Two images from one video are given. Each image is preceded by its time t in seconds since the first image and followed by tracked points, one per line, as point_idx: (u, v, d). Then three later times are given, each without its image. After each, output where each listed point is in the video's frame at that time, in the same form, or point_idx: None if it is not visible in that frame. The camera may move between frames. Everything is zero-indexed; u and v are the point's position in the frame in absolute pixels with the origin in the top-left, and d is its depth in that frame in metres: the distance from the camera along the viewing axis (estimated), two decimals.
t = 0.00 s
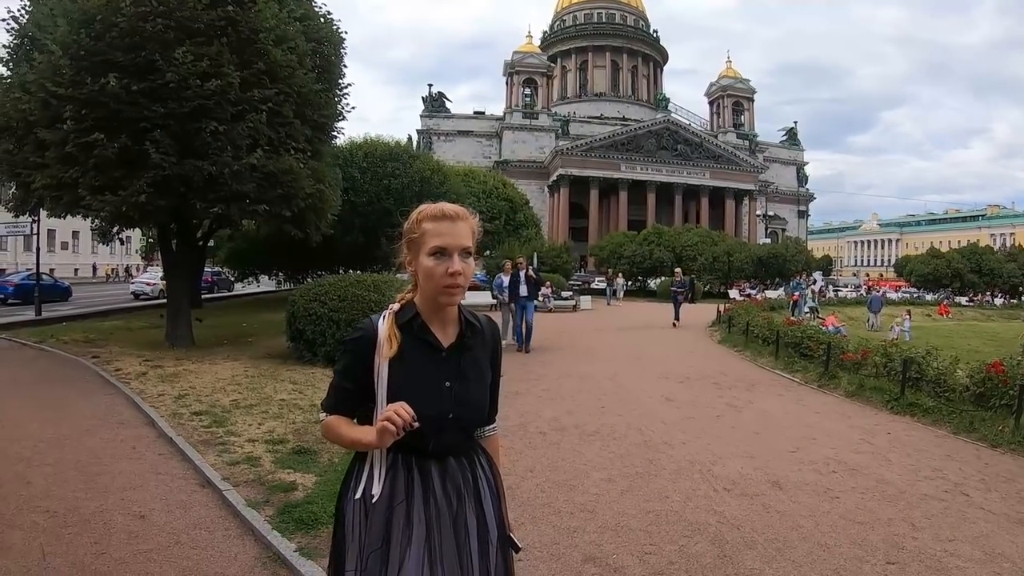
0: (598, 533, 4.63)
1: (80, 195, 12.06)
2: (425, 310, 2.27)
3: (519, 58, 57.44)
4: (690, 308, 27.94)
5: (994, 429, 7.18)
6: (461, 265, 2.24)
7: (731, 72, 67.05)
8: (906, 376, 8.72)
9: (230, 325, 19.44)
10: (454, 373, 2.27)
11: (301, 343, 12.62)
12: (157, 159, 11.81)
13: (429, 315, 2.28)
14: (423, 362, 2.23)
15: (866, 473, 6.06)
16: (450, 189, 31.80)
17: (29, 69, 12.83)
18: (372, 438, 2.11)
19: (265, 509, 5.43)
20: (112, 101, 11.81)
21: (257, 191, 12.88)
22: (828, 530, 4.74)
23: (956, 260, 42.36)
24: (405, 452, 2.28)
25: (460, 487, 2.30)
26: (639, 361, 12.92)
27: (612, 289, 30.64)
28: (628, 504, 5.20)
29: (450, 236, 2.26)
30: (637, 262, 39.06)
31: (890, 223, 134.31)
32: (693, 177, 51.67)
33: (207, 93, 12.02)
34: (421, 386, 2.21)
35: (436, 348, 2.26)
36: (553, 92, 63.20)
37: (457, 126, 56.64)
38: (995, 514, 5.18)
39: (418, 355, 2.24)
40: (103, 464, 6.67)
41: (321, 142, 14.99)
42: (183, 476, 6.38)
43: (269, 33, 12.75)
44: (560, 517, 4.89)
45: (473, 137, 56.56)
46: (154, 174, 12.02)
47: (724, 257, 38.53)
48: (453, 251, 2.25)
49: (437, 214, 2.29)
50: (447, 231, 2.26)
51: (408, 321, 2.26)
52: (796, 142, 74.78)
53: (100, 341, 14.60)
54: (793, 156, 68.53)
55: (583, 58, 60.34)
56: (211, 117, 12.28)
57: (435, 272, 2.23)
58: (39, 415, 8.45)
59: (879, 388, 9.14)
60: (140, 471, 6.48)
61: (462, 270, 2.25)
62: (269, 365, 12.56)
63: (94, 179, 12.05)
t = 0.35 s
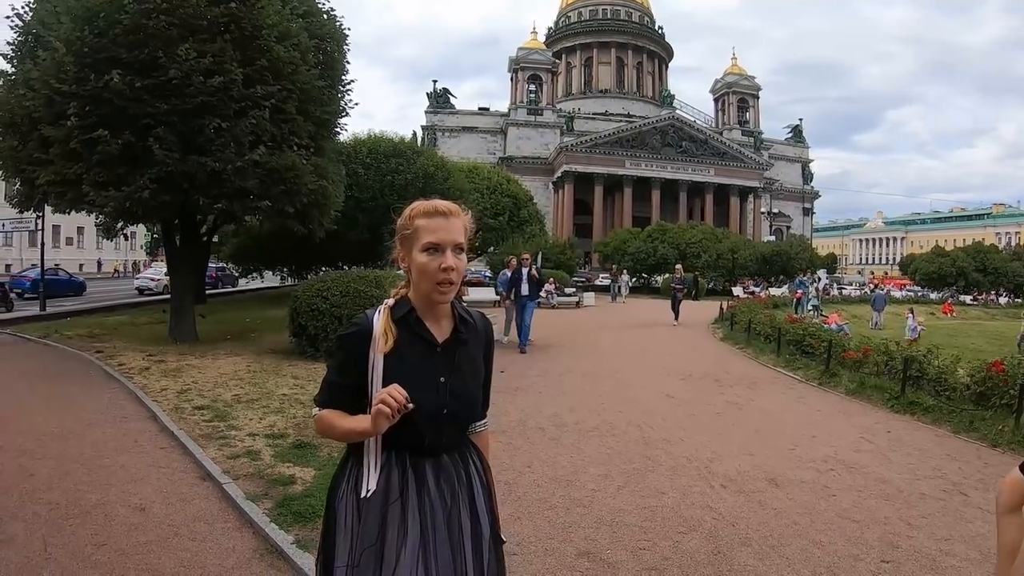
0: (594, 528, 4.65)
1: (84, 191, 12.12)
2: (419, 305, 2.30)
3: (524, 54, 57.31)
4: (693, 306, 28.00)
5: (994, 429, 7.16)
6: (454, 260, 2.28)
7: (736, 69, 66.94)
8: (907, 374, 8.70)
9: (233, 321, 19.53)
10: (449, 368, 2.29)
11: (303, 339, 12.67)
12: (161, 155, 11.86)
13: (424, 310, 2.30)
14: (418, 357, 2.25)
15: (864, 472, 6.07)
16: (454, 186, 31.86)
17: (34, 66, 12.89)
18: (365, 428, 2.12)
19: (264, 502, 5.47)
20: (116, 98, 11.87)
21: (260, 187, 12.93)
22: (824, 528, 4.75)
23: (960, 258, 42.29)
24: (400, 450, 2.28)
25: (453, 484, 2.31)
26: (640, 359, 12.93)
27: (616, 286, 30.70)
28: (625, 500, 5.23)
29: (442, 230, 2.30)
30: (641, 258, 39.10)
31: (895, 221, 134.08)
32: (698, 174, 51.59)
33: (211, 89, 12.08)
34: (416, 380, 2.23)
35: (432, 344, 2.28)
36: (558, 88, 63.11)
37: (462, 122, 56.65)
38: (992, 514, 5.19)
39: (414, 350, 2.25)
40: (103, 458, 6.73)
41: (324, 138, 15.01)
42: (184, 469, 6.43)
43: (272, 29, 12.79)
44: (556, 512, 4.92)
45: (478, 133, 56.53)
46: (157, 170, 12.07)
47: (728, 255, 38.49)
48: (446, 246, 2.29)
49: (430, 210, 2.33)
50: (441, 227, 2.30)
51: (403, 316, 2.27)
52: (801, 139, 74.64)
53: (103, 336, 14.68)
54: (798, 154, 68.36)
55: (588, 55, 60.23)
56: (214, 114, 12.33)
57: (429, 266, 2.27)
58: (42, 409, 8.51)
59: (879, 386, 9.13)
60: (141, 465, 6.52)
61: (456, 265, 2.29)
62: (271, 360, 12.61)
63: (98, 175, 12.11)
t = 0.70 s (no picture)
0: (588, 524, 4.69)
1: (87, 186, 12.20)
2: (419, 304, 2.32)
3: (529, 50, 57.18)
4: (696, 304, 28.03)
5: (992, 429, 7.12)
6: (455, 259, 2.30)
7: (741, 66, 66.79)
8: (906, 373, 8.68)
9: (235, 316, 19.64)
10: (451, 368, 2.31)
11: (304, 334, 12.74)
12: (164, 151, 11.92)
13: (423, 308, 2.33)
14: (420, 355, 2.27)
15: (860, 471, 6.08)
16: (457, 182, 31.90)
17: (37, 62, 12.95)
18: (367, 427, 2.14)
19: (262, 495, 5.52)
20: (119, 94, 11.93)
21: (263, 183, 12.98)
22: (817, 526, 4.78)
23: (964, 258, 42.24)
24: (402, 452, 2.31)
25: (455, 484, 2.34)
26: (641, 355, 12.94)
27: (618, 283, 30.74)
28: (620, 496, 5.26)
29: (443, 228, 2.31)
30: (644, 255, 39.17)
31: (899, 220, 134.06)
32: (702, 172, 51.51)
33: (213, 86, 12.13)
34: (418, 380, 2.25)
35: (434, 343, 2.30)
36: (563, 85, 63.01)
37: (466, 118, 56.63)
38: (988, 514, 5.19)
39: (416, 349, 2.27)
40: (104, 450, 6.79)
41: (327, 134, 15.04)
42: (184, 462, 6.49)
43: (275, 26, 12.82)
44: (552, 508, 4.95)
45: (482, 129, 56.51)
46: (160, 166, 12.14)
47: (732, 253, 38.45)
48: (447, 243, 2.30)
49: (431, 208, 2.35)
50: (442, 223, 2.32)
51: (403, 316, 2.30)
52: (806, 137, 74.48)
53: (107, 331, 14.76)
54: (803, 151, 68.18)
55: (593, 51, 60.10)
56: (217, 110, 12.39)
57: (430, 263, 2.29)
58: (44, 403, 8.56)
59: (879, 385, 9.12)
60: (141, 458, 6.58)
61: (456, 263, 2.31)
62: (273, 355, 12.69)
63: (101, 171, 12.19)
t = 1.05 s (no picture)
0: (579, 519, 4.77)
1: (89, 182, 12.25)
2: (426, 301, 2.33)
3: (531, 47, 57.17)
4: (696, 302, 28.12)
5: (988, 429, 7.10)
6: (462, 258, 2.32)
7: (743, 64, 66.75)
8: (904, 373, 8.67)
9: (235, 312, 19.71)
10: (458, 364, 2.33)
11: (304, 330, 12.81)
12: (165, 147, 11.97)
13: (430, 304, 2.35)
14: (428, 353, 2.29)
15: (854, 469, 6.12)
16: (458, 180, 31.95)
17: (39, 58, 13.00)
18: (374, 426, 2.16)
19: (258, 488, 5.57)
20: (121, 91, 11.97)
21: (264, 179, 13.03)
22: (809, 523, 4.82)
23: (965, 258, 42.25)
24: (409, 449, 2.33)
25: (461, 482, 2.37)
26: (639, 354, 12.98)
27: (618, 281, 30.83)
28: (613, 491, 5.34)
29: (451, 226, 2.32)
30: (645, 253, 39.22)
31: (901, 220, 133.90)
32: (704, 170, 51.47)
33: (214, 83, 12.17)
34: (425, 379, 2.27)
35: (440, 338, 2.32)
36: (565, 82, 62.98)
37: (468, 115, 56.66)
38: (982, 513, 5.21)
39: (423, 346, 2.29)
40: (103, 444, 6.84)
41: (328, 131, 15.07)
42: (182, 456, 6.54)
43: (276, 23, 12.83)
44: (544, 502, 5.05)
45: (484, 127, 56.53)
46: (161, 163, 12.19)
47: (733, 251, 38.47)
48: (456, 242, 2.32)
49: (440, 202, 2.35)
50: (452, 220, 2.32)
51: (410, 311, 2.31)
52: (808, 136, 74.39)
53: (108, 326, 14.82)
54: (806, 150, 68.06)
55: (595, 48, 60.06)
56: (218, 107, 12.43)
57: (438, 261, 2.30)
58: (45, 397, 8.63)
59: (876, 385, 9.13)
60: (141, 451, 6.63)
61: (464, 261, 2.33)
62: (273, 350, 12.75)
63: (102, 168, 12.23)
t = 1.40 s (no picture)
0: (574, 514, 5.21)
1: (88, 180, 12.27)
2: (437, 293, 2.23)
3: (531, 45, 57.18)
4: (695, 300, 28.21)
5: (984, 426, 7.13)
6: (475, 249, 2.21)
7: (743, 62, 66.76)
8: (900, 370, 8.70)
9: (235, 309, 19.82)
10: (473, 358, 2.24)
11: (303, 327, 12.87)
12: (164, 146, 12.00)
13: (442, 297, 2.25)
14: (442, 349, 2.18)
15: (849, 466, 6.21)
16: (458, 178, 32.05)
17: (39, 57, 13.02)
18: (378, 441, 2.07)
19: (255, 483, 5.61)
20: (120, 89, 11.99)
21: (263, 177, 13.05)
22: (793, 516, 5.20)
23: (965, 257, 42.33)
24: (426, 449, 2.21)
25: (480, 481, 2.28)
26: (638, 351, 13.07)
27: (618, 278, 30.79)
28: (606, 488, 5.81)
29: (465, 212, 2.21)
30: (644, 251, 39.22)
31: (901, 219, 134.00)
32: (704, 168, 51.50)
33: (214, 81, 12.19)
34: (441, 374, 2.16)
35: (454, 332, 2.22)
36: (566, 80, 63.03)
37: (469, 113, 56.63)
38: (976, 511, 5.25)
39: (436, 341, 2.18)
40: (102, 440, 6.87)
41: (327, 129, 15.09)
42: (180, 452, 6.57)
43: (274, 21, 12.87)
44: (541, 498, 5.52)
45: (484, 125, 56.53)
46: (160, 161, 12.21)
47: (732, 249, 38.46)
48: (469, 232, 2.21)
49: (452, 190, 2.23)
50: (464, 209, 2.21)
51: (421, 303, 2.21)
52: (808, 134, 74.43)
53: (107, 324, 14.88)
54: (806, 149, 68.09)
55: (596, 46, 60.10)
56: (217, 106, 12.45)
57: (449, 254, 2.19)
58: (45, 393, 8.69)
59: (872, 382, 9.17)
60: (140, 447, 6.66)
61: (476, 254, 2.23)
62: (271, 347, 12.78)
63: (102, 166, 12.25)
